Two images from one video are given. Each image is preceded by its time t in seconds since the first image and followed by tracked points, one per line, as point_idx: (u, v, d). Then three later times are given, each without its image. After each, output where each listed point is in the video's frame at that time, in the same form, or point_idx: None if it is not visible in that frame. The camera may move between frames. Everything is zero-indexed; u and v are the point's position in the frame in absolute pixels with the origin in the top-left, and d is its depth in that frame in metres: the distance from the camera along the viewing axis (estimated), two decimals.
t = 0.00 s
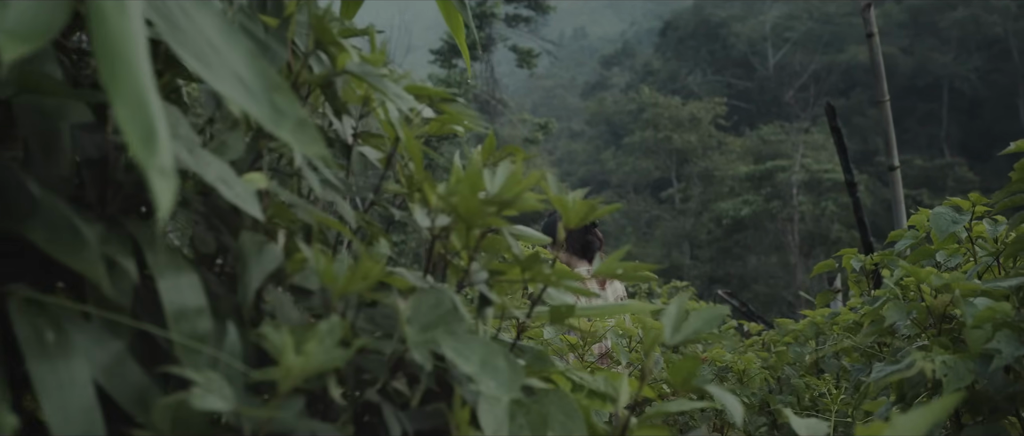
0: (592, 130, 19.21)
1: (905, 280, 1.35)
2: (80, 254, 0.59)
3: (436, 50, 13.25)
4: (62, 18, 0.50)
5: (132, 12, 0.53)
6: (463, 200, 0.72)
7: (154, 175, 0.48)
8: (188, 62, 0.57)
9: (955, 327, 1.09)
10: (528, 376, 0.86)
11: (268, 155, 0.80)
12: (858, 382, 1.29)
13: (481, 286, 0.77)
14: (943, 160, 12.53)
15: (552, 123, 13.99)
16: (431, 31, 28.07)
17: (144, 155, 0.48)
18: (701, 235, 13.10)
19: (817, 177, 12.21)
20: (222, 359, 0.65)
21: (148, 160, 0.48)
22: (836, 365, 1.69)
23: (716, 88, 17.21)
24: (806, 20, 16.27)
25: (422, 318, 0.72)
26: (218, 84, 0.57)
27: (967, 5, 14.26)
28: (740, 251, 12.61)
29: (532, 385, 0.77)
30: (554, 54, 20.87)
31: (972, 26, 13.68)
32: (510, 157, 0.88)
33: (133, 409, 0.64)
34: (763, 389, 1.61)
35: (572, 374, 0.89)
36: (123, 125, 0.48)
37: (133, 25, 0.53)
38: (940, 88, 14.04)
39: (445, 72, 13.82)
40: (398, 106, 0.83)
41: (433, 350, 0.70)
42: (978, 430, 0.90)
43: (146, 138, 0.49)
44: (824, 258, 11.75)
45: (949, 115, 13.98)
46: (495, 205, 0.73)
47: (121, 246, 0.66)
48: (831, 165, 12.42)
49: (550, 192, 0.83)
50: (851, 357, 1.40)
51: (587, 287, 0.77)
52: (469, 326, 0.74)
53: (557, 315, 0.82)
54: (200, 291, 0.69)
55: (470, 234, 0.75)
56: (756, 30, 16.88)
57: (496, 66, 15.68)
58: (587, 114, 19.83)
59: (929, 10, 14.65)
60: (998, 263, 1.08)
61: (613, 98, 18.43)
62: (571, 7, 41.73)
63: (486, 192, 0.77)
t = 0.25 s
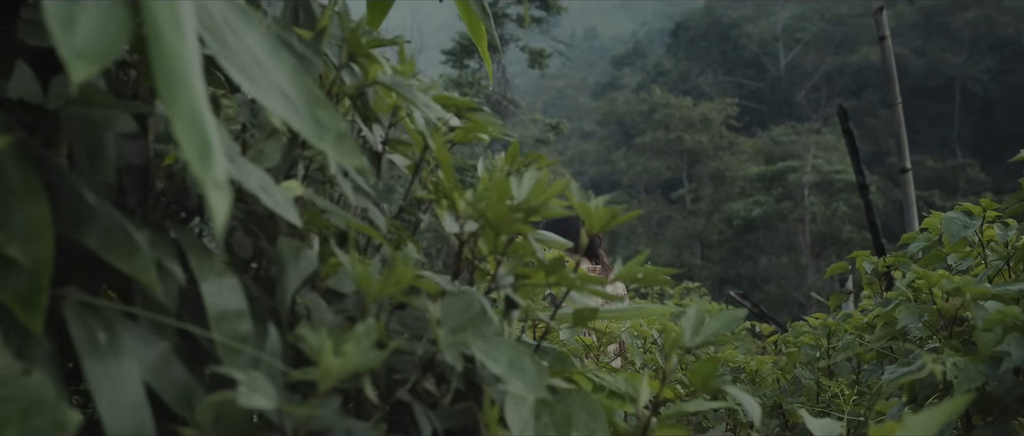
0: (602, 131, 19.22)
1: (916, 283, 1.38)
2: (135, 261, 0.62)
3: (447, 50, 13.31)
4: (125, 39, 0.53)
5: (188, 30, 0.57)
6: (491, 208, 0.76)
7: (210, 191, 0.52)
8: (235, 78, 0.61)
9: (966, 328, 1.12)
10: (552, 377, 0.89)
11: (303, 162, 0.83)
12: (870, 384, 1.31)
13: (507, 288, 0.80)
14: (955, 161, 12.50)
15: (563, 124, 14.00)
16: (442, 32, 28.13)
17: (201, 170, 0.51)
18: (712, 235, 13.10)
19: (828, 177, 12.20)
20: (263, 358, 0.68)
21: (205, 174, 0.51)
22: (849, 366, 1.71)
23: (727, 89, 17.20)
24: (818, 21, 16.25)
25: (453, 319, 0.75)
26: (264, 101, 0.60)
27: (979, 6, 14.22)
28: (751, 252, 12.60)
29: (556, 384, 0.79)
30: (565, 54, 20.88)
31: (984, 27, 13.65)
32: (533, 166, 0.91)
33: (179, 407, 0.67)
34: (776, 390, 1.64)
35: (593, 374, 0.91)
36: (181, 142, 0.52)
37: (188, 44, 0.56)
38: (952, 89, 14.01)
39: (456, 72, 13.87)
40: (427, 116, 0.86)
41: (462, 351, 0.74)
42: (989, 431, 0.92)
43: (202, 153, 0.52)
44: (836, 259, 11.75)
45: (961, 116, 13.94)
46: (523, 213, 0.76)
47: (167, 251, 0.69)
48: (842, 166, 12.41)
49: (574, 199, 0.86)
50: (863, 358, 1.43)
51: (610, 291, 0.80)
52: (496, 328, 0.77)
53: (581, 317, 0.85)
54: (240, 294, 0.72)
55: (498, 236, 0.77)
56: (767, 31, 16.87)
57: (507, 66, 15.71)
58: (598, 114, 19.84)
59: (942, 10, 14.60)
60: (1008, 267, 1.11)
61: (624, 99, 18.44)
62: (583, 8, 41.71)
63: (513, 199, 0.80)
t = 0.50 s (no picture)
0: (609, 131, 19.24)
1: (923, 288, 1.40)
2: (176, 273, 0.65)
3: (454, 51, 13.37)
4: (174, 70, 0.57)
5: (226, 56, 0.60)
6: (514, 220, 0.79)
7: (255, 211, 0.55)
8: (272, 101, 0.63)
9: (973, 333, 1.14)
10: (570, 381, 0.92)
11: (330, 174, 0.86)
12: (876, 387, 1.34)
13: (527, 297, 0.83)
14: (962, 162, 12.51)
15: (571, 124, 14.04)
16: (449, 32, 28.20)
17: (245, 190, 0.55)
18: (718, 236, 13.14)
19: (835, 178, 12.21)
20: (296, 366, 0.71)
21: (249, 193, 0.55)
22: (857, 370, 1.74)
23: (733, 89, 17.23)
24: (825, 21, 16.26)
25: (477, 328, 0.78)
26: (300, 122, 0.63)
27: (986, 6, 14.22)
28: (758, 252, 12.62)
29: (573, 390, 0.82)
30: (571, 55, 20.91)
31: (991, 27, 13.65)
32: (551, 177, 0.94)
33: (217, 411, 0.71)
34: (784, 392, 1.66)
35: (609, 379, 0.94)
36: (227, 161, 0.55)
37: (230, 70, 0.59)
38: (960, 89, 14.00)
39: (463, 73, 13.92)
40: (448, 130, 0.89)
41: (486, 358, 0.76)
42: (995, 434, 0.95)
43: (246, 172, 0.56)
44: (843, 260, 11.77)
45: (969, 116, 13.94)
46: (542, 226, 0.79)
47: (203, 262, 0.73)
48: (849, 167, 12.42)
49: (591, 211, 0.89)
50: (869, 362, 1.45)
51: (626, 298, 0.83)
52: (517, 336, 0.80)
53: (598, 325, 0.88)
54: (273, 304, 0.75)
55: (519, 246, 0.81)
56: (774, 31, 16.88)
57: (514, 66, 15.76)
58: (604, 115, 19.88)
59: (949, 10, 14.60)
60: (1011, 273, 1.14)
61: (631, 99, 18.47)
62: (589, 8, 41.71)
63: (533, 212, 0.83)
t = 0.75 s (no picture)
0: (617, 132, 19.28)
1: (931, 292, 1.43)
2: (220, 280, 0.69)
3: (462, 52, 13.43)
4: (222, 87, 0.60)
5: (271, 77, 0.63)
6: (539, 229, 0.82)
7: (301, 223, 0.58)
8: (312, 117, 0.66)
9: (982, 336, 1.17)
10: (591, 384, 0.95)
11: (359, 183, 0.89)
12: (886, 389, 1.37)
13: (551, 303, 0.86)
14: (970, 163, 12.51)
15: (579, 125, 14.09)
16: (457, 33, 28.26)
17: (291, 203, 0.58)
18: (726, 237, 13.16)
19: (842, 179, 12.23)
20: (331, 370, 0.75)
21: (295, 208, 0.58)
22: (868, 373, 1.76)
23: (741, 89, 17.24)
24: (833, 22, 16.26)
25: (504, 332, 0.81)
26: (339, 136, 0.66)
27: (995, 6, 14.20)
28: (766, 253, 12.65)
29: (595, 393, 0.85)
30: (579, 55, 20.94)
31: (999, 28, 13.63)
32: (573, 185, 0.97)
33: (256, 413, 0.74)
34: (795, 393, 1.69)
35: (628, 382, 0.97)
36: (274, 178, 0.58)
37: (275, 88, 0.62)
38: (968, 90, 13.99)
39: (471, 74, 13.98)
40: (474, 142, 0.92)
41: (512, 363, 0.79)
42: None
43: (292, 187, 0.59)
44: (850, 260, 11.79)
45: (977, 117, 13.93)
46: (566, 235, 0.82)
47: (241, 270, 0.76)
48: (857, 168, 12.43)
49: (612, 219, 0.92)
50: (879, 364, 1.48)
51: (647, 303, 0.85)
52: (542, 341, 0.83)
53: (620, 328, 0.91)
54: (307, 310, 0.78)
55: (543, 254, 0.84)
56: (781, 32, 16.90)
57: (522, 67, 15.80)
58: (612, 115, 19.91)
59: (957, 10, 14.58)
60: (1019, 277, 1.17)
61: (639, 99, 18.50)
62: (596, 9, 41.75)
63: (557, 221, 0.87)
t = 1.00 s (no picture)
0: (623, 132, 19.29)
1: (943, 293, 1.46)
2: (273, 283, 0.72)
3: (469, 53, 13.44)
4: (281, 99, 0.63)
5: (325, 87, 0.66)
6: (575, 235, 0.85)
7: (355, 228, 0.61)
8: (362, 126, 0.69)
9: (995, 336, 1.20)
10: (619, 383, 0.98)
11: (396, 188, 0.92)
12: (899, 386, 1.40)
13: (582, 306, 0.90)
14: (978, 164, 12.53)
15: (586, 125, 14.12)
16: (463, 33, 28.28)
17: (346, 210, 0.61)
18: (733, 237, 13.20)
19: (850, 179, 12.24)
20: (375, 368, 0.78)
21: (350, 214, 0.61)
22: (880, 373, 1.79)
23: (748, 90, 17.25)
24: (840, 22, 16.27)
25: (540, 332, 0.84)
26: (387, 144, 0.69)
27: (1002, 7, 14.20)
28: (773, 254, 12.66)
29: (623, 392, 0.88)
30: (585, 55, 20.95)
31: (1007, 28, 13.65)
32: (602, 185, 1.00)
33: (302, 409, 0.77)
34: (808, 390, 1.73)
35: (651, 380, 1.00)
36: (331, 185, 0.61)
37: (327, 99, 0.65)
38: (975, 90, 14.02)
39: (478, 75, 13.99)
40: (506, 149, 0.96)
41: (546, 362, 0.83)
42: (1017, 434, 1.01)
43: (349, 194, 0.62)
44: (857, 261, 11.82)
45: (984, 117, 13.93)
46: (599, 238, 0.86)
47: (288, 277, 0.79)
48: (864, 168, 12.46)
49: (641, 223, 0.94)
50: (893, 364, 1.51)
51: (673, 306, 0.89)
52: (574, 341, 0.86)
53: (645, 330, 0.94)
54: (349, 311, 0.82)
55: (575, 258, 0.87)
56: (788, 33, 16.91)
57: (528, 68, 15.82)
58: (618, 116, 19.92)
59: (964, 11, 14.59)
60: None
61: (645, 100, 18.51)
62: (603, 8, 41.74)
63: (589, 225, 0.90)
